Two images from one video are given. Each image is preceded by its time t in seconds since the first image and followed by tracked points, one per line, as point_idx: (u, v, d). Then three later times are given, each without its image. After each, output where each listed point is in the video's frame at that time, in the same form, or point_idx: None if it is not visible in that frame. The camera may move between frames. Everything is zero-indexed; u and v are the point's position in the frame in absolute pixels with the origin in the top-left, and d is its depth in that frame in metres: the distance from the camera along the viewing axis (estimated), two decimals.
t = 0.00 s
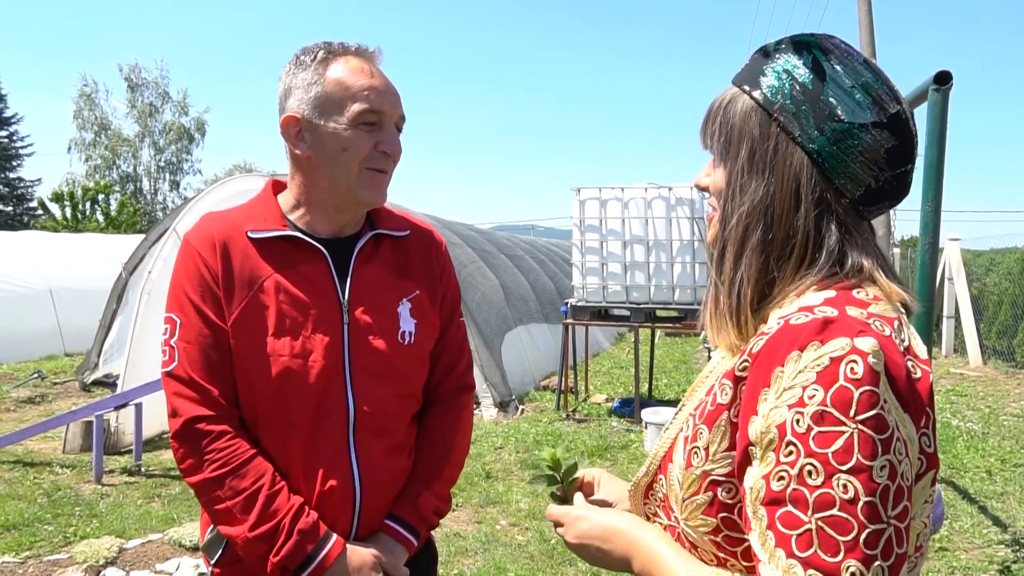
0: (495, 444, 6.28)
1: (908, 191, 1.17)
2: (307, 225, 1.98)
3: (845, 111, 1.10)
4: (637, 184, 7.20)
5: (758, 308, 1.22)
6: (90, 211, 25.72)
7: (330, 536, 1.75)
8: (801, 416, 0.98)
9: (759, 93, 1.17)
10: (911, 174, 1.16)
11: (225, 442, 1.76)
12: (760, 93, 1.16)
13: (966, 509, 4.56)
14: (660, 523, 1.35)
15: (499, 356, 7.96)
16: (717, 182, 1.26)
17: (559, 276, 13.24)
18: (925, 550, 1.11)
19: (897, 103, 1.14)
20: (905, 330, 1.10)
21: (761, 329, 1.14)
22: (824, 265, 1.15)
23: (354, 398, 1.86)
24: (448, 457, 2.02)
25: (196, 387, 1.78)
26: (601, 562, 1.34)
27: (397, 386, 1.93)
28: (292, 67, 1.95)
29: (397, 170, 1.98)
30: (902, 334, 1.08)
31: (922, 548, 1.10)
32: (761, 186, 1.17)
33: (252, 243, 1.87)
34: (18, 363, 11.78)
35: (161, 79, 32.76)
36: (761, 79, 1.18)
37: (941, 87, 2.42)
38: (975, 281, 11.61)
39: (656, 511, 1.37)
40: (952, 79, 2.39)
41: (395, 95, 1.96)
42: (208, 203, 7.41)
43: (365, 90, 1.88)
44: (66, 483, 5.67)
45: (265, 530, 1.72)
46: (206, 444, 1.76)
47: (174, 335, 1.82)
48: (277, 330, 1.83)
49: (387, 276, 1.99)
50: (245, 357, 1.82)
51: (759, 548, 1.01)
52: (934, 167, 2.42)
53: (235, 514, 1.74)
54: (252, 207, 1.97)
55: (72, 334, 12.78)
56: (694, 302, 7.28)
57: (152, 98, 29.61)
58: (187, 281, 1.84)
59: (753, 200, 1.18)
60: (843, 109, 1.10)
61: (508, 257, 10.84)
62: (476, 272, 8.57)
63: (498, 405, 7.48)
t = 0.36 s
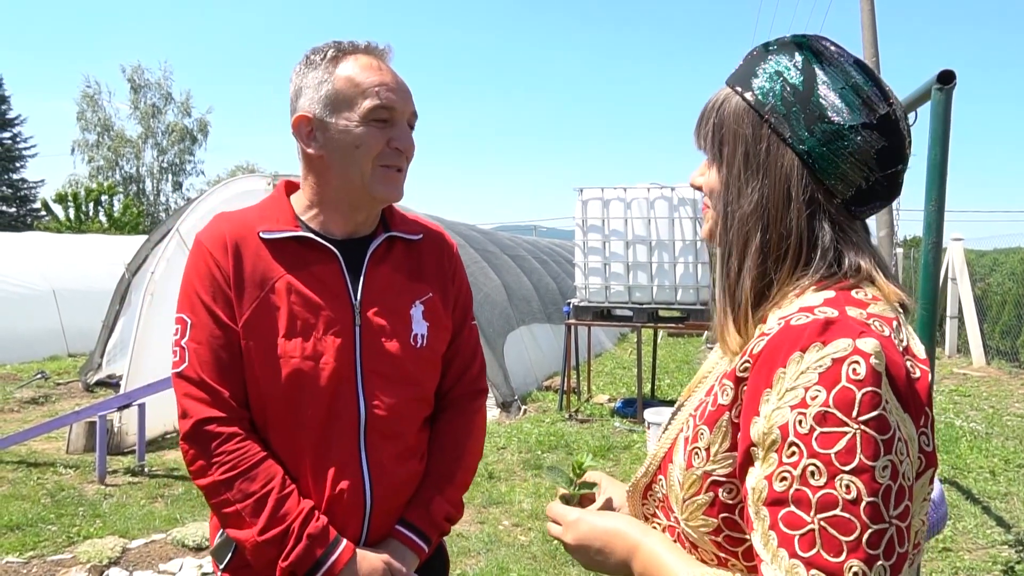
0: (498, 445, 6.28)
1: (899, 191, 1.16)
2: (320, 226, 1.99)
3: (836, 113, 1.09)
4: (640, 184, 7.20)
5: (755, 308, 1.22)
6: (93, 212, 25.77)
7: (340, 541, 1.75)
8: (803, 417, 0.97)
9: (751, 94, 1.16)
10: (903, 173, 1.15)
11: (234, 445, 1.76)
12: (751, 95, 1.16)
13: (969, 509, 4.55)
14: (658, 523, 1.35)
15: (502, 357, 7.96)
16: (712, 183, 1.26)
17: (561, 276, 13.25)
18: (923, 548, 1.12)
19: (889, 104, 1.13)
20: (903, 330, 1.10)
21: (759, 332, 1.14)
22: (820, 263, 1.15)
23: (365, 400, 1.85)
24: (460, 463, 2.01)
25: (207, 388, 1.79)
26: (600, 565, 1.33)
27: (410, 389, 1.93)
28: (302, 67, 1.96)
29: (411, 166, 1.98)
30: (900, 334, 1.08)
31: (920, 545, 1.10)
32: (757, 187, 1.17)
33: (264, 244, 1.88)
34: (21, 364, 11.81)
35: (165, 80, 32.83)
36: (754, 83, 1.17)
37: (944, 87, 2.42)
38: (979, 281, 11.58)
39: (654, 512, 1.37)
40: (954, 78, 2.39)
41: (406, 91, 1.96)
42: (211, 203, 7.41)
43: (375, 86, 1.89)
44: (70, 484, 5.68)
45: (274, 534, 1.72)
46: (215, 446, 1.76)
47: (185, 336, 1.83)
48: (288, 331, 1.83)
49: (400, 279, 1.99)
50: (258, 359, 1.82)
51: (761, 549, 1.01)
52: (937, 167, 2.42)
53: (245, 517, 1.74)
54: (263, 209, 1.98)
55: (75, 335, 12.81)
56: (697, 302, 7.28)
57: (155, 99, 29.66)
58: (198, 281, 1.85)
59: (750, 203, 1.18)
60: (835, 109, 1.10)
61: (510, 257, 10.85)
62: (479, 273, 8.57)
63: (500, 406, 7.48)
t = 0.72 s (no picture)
0: (500, 444, 6.28)
1: (898, 188, 1.17)
2: (324, 218, 1.99)
3: (833, 112, 1.09)
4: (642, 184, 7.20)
5: (755, 310, 1.22)
6: (96, 211, 25.79)
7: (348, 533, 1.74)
8: (805, 414, 0.97)
9: (746, 98, 1.17)
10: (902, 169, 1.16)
11: (240, 435, 1.77)
12: (747, 98, 1.16)
13: (972, 509, 4.54)
14: (656, 519, 1.35)
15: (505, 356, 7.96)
16: (712, 187, 1.27)
17: (564, 276, 13.25)
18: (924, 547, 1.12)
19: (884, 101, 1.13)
20: (905, 329, 1.10)
21: (763, 328, 1.14)
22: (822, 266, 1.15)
23: (372, 392, 1.86)
24: (470, 456, 2.00)
25: (213, 378, 1.80)
26: (596, 561, 1.33)
27: (418, 381, 1.93)
28: (309, 59, 1.97)
29: (414, 160, 1.98)
30: (902, 333, 1.08)
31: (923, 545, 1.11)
32: (758, 190, 1.17)
33: (269, 234, 1.90)
34: (24, 363, 11.82)
35: (167, 79, 32.86)
36: (750, 84, 1.17)
37: (948, 86, 2.41)
38: (982, 280, 11.57)
39: (652, 508, 1.37)
40: (958, 77, 2.38)
41: (410, 85, 1.96)
42: (214, 203, 7.41)
43: (378, 78, 1.89)
44: (73, 482, 5.69)
45: (281, 525, 1.72)
46: (220, 437, 1.76)
47: (191, 327, 1.83)
48: (294, 322, 1.84)
49: (407, 271, 1.99)
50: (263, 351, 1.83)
51: (761, 545, 1.01)
52: (941, 166, 2.42)
53: (251, 508, 1.74)
54: (270, 201, 1.99)
55: (77, 334, 12.84)
56: (699, 302, 7.26)
57: (158, 98, 29.69)
58: (205, 271, 1.86)
59: (752, 206, 1.17)
60: (831, 111, 1.09)
61: (513, 256, 10.85)
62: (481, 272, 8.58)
63: (502, 405, 7.48)
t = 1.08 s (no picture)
0: (502, 445, 6.28)
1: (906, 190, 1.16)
2: (321, 223, 2.01)
3: (842, 110, 1.09)
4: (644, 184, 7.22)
5: (768, 304, 1.20)
6: (98, 213, 25.81)
7: (341, 538, 1.74)
8: (812, 416, 0.97)
9: (754, 94, 1.16)
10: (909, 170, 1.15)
11: (235, 439, 1.79)
12: (755, 95, 1.16)
13: (975, 509, 4.54)
14: (658, 522, 1.35)
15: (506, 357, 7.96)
16: (717, 185, 1.25)
17: (565, 277, 13.24)
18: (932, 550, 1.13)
19: (894, 102, 1.12)
20: (911, 329, 1.10)
21: (769, 328, 1.14)
22: (826, 266, 1.15)
23: (366, 396, 1.86)
24: (467, 463, 1.99)
25: (208, 382, 1.82)
26: (597, 564, 1.33)
27: (414, 387, 1.92)
28: (305, 68, 2.00)
29: (403, 164, 1.97)
30: (908, 333, 1.08)
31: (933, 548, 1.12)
32: (764, 187, 1.16)
33: (265, 240, 1.91)
34: (26, 364, 11.82)
35: (169, 81, 32.90)
36: (757, 81, 1.17)
37: (949, 86, 2.42)
38: (984, 280, 11.56)
39: (654, 511, 1.37)
40: (959, 78, 2.39)
41: (400, 89, 1.96)
42: (216, 204, 7.42)
43: (364, 82, 1.90)
44: (75, 484, 5.69)
45: (273, 529, 1.73)
46: (215, 440, 1.79)
47: (189, 331, 1.86)
48: (289, 327, 1.85)
49: (403, 276, 1.99)
50: (259, 355, 1.84)
51: (767, 549, 1.01)
52: (943, 166, 2.42)
53: (245, 511, 1.76)
54: (270, 206, 2.00)
55: (80, 335, 12.85)
56: (701, 302, 7.26)
57: (159, 99, 29.72)
58: (203, 277, 1.88)
59: (757, 201, 1.17)
60: (840, 109, 1.09)
61: (514, 257, 10.86)
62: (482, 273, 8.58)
63: (504, 406, 7.47)
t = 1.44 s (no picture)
0: (503, 446, 6.27)
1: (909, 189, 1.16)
2: (317, 227, 2.02)
3: (845, 109, 1.09)
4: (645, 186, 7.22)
5: (767, 310, 1.21)
6: (99, 213, 25.83)
7: (326, 537, 1.74)
8: (815, 419, 0.97)
9: (756, 93, 1.16)
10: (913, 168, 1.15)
11: (227, 438, 1.80)
12: (757, 93, 1.16)
13: (976, 511, 4.53)
14: (661, 525, 1.35)
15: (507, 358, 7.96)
16: (719, 183, 1.26)
17: (566, 278, 13.25)
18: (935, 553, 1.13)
19: (898, 99, 1.13)
20: (914, 331, 1.10)
21: (770, 331, 1.14)
22: (826, 266, 1.15)
23: (358, 397, 1.86)
24: (458, 465, 1.98)
25: (205, 383, 1.83)
26: (600, 570, 1.33)
27: (406, 388, 1.92)
28: (301, 74, 2.02)
29: (395, 165, 1.97)
30: (911, 335, 1.08)
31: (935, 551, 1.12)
32: (766, 188, 1.16)
33: (261, 243, 1.92)
34: (27, 365, 11.83)
35: (170, 81, 32.95)
36: (759, 80, 1.17)
37: (950, 88, 2.42)
38: (985, 282, 11.56)
39: (657, 514, 1.37)
40: (960, 80, 2.39)
41: (392, 91, 1.96)
42: (217, 205, 7.42)
43: (355, 86, 1.91)
44: (76, 484, 5.69)
45: (261, 526, 1.74)
46: (208, 438, 1.80)
47: (188, 332, 1.88)
48: (283, 329, 1.86)
49: (399, 279, 1.99)
50: (254, 356, 1.85)
51: (770, 553, 1.01)
52: (943, 168, 2.43)
53: (236, 508, 1.77)
54: (267, 210, 2.02)
55: (81, 335, 12.87)
56: (702, 304, 7.26)
57: (161, 100, 29.75)
58: (200, 280, 1.90)
59: (759, 203, 1.17)
60: (843, 108, 1.09)
61: (515, 259, 10.86)
62: (483, 274, 8.59)
63: (505, 407, 7.47)
